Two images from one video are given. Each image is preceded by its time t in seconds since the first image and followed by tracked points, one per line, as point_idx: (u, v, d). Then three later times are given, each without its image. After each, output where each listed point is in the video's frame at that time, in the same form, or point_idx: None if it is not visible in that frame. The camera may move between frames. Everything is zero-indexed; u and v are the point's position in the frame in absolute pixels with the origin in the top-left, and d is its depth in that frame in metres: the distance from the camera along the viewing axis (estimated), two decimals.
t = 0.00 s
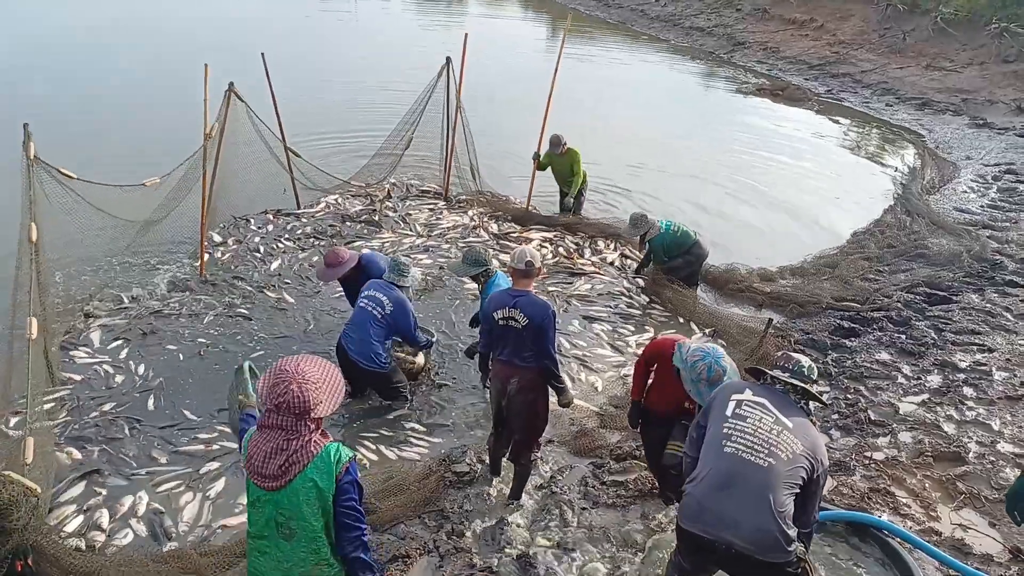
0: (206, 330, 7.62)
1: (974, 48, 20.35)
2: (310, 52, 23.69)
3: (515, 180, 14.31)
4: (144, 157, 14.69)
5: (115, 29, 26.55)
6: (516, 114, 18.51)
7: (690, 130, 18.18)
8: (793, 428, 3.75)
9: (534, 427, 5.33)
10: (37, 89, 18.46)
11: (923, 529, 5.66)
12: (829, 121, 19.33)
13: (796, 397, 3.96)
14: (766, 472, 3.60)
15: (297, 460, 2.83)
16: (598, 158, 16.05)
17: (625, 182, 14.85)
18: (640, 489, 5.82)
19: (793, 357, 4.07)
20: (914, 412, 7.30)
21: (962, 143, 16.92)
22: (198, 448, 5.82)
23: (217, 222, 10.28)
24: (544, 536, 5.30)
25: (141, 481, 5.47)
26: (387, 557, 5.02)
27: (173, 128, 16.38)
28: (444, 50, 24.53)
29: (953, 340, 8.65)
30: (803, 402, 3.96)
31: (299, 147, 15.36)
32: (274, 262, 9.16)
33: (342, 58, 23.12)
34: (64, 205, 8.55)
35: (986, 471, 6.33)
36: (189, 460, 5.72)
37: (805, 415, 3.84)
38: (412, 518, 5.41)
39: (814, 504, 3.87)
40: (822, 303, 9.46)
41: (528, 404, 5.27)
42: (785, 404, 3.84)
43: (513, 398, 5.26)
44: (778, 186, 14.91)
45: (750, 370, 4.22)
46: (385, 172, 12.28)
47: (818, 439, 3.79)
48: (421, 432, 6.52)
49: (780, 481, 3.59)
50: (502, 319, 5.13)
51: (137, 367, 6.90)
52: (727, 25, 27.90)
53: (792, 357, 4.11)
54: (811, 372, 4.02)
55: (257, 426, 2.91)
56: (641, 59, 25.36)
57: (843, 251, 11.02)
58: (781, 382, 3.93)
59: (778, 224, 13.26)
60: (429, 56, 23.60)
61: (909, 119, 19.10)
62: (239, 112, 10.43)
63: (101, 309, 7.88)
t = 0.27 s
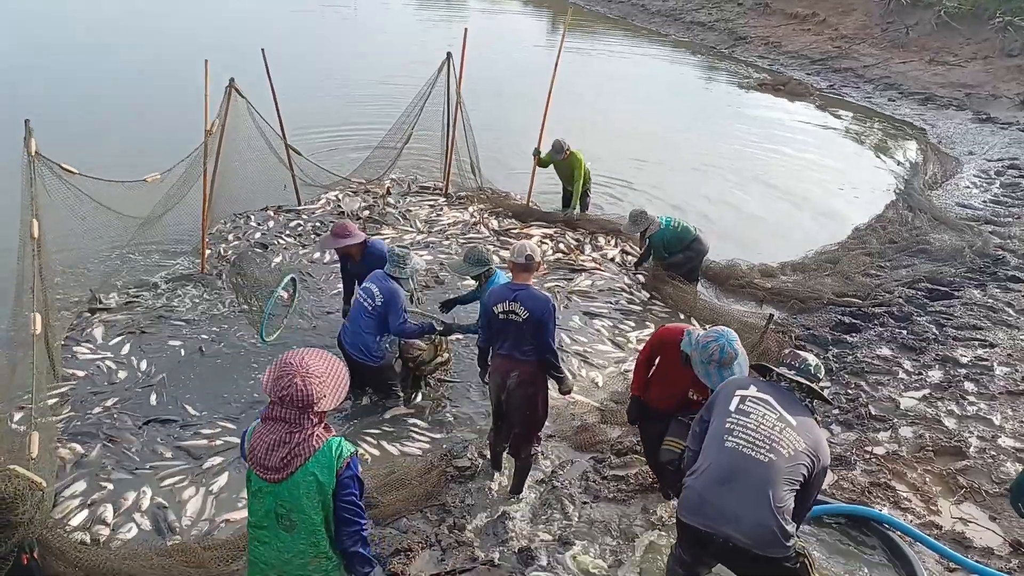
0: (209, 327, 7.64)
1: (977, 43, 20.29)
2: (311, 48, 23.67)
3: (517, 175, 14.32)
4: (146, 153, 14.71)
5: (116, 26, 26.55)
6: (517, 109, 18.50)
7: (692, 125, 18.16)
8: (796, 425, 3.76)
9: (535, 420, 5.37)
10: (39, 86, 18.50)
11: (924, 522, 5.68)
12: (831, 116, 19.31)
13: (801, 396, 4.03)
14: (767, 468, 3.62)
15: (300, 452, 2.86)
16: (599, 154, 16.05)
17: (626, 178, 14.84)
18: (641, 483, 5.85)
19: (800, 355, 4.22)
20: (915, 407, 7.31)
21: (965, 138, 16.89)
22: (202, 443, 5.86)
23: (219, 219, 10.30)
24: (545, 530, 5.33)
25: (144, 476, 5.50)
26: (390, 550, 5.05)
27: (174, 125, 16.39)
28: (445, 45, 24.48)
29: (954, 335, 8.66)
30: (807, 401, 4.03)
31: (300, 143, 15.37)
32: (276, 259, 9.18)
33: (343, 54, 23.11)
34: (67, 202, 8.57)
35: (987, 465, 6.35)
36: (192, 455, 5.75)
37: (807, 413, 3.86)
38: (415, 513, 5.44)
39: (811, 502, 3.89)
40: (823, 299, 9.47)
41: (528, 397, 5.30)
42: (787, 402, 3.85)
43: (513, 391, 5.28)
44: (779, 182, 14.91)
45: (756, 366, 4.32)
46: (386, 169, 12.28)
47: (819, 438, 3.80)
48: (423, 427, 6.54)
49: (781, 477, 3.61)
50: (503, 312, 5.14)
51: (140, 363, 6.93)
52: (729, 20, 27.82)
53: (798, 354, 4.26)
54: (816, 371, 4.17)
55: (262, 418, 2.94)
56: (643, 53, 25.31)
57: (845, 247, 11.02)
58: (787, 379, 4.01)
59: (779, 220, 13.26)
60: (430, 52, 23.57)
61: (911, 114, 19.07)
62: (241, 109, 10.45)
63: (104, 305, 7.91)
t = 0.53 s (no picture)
0: (210, 320, 7.65)
1: (976, 40, 20.26)
2: (310, 42, 23.61)
3: (518, 170, 14.32)
4: (146, 146, 14.67)
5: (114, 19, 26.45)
6: (518, 104, 18.48)
7: (692, 120, 18.14)
8: (799, 419, 3.77)
9: (533, 414, 5.36)
10: (39, 78, 18.46)
11: (924, 517, 5.69)
12: (831, 112, 19.29)
13: (804, 387, 3.98)
14: (770, 461, 3.62)
15: (304, 444, 2.87)
16: (600, 149, 16.04)
17: (627, 173, 14.83)
18: (641, 477, 5.86)
19: (805, 347, 4.13)
20: (915, 401, 7.32)
21: (964, 135, 16.88)
22: (204, 436, 5.86)
23: (219, 212, 10.29)
24: (546, 523, 5.34)
25: (146, 468, 5.51)
26: (391, 542, 5.06)
27: (174, 118, 16.35)
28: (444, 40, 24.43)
29: (953, 331, 8.66)
30: (811, 393, 3.99)
31: (299, 137, 15.33)
32: (276, 253, 9.17)
33: (343, 48, 23.04)
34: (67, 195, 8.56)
35: (986, 460, 6.36)
36: (194, 447, 5.75)
37: (812, 408, 3.87)
38: (416, 506, 5.45)
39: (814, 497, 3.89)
40: (823, 294, 9.47)
41: (529, 390, 5.30)
42: (792, 396, 3.86)
43: (513, 384, 5.29)
44: (779, 177, 14.89)
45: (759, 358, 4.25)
46: (386, 163, 12.27)
47: (822, 432, 3.81)
48: (424, 420, 6.55)
49: (784, 471, 3.61)
50: (504, 305, 5.16)
51: (141, 356, 6.92)
52: (729, 16, 27.78)
53: (803, 346, 4.18)
54: (821, 364, 4.09)
55: (268, 408, 2.96)
56: (642, 49, 25.28)
57: (845, 243, 11.02)
58: (791, 371, 3.96)
59: (780, 215, 13.25)
60: (430, 46, 23.52)
61: (910, 111, 19.05)
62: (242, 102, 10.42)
63: (105, 298, 7.90)
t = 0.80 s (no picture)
0: (226, 318, 7.71)
1: (994, 38, 20.03)
2: (324, 44, 23.76)
3: (531, 171, 14.33)
4: (163, 148, 14.83)
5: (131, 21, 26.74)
6: (531, 104, 18.49)
7: (706, 121, 18.06)
8: (815, 416, 3.76)
9: (546, 416, 5.37)
10: (58, 81, 18.71)
11: (945, 520, 5.64)
12: (846, 112, 19.14)
13: (819, 383, 4.01)
14: (788, 459, 3.61)
15: (326, 440, 2.89)
16: (613, 149, 16.01)
17: (641, 173, 14.79)
18: (656, 477, 5.85)
19: (819, 344, 4.18)
20: (934, 403, 7.25)
21: (982, 134, 16.69)
22: (221, 433, 5.92)
23: (236, 212, 10.37)
24: (561, 522, 5.34)
25: (164, 464, 5.56)
26: (407, 540, 5.08)
27: (190, 120, 16.51)
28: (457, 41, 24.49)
29: (973, 332, 8.57)
30: (827, 389, 4.01)
31: (314, 137, 15.42)
32: (292, 252, 9.23)
33: (356, 50, 23.15)
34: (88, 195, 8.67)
35: (1008, 463, 6.30)
36: (212, 444, 5.81)
37: (827, 404, 3.86)
38: (431, 504, 5.47)
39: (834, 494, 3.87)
40: (840, 294, 9.40)
41: (546, 389, 5.31)
42: (807, 393, 3.85)
43: (530, 382, 5.29)
44: (795, 178, 14.79)
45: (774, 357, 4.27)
46: (400, 164, 12.32)
47: (839, 428, 3.79)
48: (439, 419, 6.57)
49: (802, 468, 3.60)
50: (520, 303, 5.16)
51: (159, 353, 6.99)
52: (741, 16, 27.64)
53: (817, 344, 4.23)
54: (835, 360, 4.15)
55: (289, 405, 2.99)
56: (654, 49, 25.20)
57: (861, 243, 10.93)
58: (805, 368, 3.99)
59: (796, 216, 13.16)
60: (443, 47, 23.60)
61: (927, 110, 18.86)
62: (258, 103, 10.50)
63: (124, 296, 7.99)
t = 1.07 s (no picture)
0: (232, 314, 7.72)
1: (1001, 47, 19.99)
2: (332, 44, 23.81)
3: (537, 172, 14.34)
4: (170, 145, 14.89)
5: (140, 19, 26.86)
6: (537, 106, 18.51)
7: (712, 125, 18.05)
8: (820, 418, 3.76)
9: (551, 418, 5.35)
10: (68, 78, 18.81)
11: (945, 525, 5.61)
12: (852, 118, 19.12)
13: (824, 389, 3.99)
14: (793, 459, 3.60)
15: (333, 437, 2.89)
16: (619, 152, 16.01)
17: (646, 176, 14.79)
18: (659, 478, 5.84)
19: (823, 350, 4.17)
20: (937, 409, 7.23)
21: (988, 142, 16.65)
22: (226, 428, 5.92)
23: (243, 209, 10.39)
24: (564, 521, 5.33)
25: (168, 459, 5.57)
26: (409, 537, 5.08)
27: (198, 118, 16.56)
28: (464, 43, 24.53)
29: (976, 339, 8.54)
30: (830, 395, 4.00)
31: (321, 136, 15.44)
32: (297, 250, 9.24)
33: (364, 50, 23.19)
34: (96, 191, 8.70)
35: (1010, 469, 6.27)
36: (215, 439, 5.81)
37: (831, 407, 3.85)
38: (434, 501, 5.47)
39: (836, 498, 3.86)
40: (844, 299, 9.38)
41: (551, 393, 5.27)
42: (812, 396, 3.85)
43: (535, 385, 5.25)
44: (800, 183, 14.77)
45: (778, 361, 4.26)
46: (407, 163, 12.34)
47: (844, 432, 3.79)
48: (442, 417, 6.57)
49: (806, 469, 3.59)
50: (524, 304, 5.16)
51: (165, 348, 7.01)
52: (749, 22, 27.63)
53: (820, 349, 4.22)
54: (839, 367, 4.13)
55: (297, 401, 2.98)
56: (661, 54, 25.21)
57: (865, 249, 10.91)
58: (810, 373, 3.98)
59: (801, 221, 13.15)
60: (450, 49, 23.63)
61: (933, 118, 18.82)
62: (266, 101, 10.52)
63: (131, 291, 8.01)
